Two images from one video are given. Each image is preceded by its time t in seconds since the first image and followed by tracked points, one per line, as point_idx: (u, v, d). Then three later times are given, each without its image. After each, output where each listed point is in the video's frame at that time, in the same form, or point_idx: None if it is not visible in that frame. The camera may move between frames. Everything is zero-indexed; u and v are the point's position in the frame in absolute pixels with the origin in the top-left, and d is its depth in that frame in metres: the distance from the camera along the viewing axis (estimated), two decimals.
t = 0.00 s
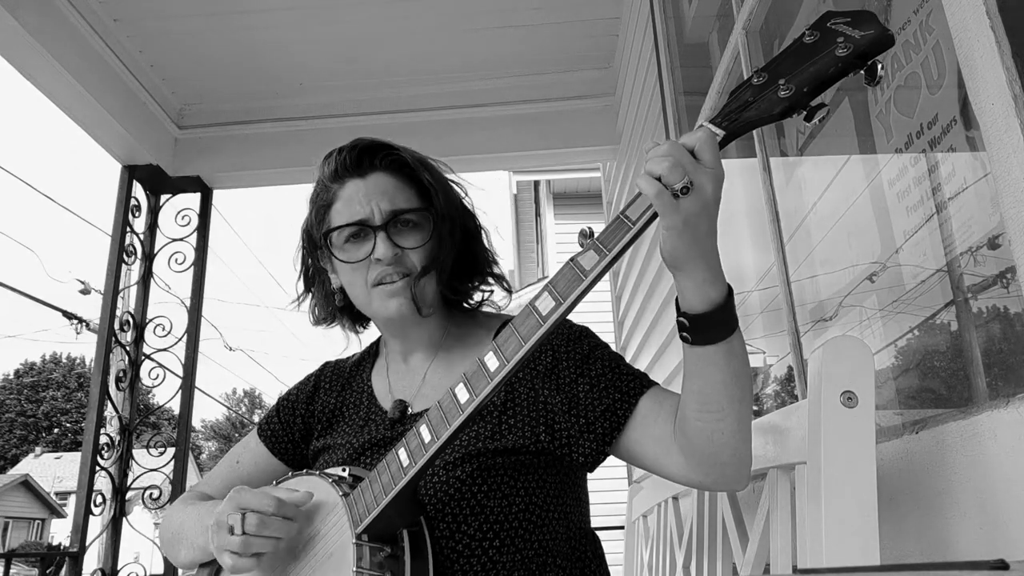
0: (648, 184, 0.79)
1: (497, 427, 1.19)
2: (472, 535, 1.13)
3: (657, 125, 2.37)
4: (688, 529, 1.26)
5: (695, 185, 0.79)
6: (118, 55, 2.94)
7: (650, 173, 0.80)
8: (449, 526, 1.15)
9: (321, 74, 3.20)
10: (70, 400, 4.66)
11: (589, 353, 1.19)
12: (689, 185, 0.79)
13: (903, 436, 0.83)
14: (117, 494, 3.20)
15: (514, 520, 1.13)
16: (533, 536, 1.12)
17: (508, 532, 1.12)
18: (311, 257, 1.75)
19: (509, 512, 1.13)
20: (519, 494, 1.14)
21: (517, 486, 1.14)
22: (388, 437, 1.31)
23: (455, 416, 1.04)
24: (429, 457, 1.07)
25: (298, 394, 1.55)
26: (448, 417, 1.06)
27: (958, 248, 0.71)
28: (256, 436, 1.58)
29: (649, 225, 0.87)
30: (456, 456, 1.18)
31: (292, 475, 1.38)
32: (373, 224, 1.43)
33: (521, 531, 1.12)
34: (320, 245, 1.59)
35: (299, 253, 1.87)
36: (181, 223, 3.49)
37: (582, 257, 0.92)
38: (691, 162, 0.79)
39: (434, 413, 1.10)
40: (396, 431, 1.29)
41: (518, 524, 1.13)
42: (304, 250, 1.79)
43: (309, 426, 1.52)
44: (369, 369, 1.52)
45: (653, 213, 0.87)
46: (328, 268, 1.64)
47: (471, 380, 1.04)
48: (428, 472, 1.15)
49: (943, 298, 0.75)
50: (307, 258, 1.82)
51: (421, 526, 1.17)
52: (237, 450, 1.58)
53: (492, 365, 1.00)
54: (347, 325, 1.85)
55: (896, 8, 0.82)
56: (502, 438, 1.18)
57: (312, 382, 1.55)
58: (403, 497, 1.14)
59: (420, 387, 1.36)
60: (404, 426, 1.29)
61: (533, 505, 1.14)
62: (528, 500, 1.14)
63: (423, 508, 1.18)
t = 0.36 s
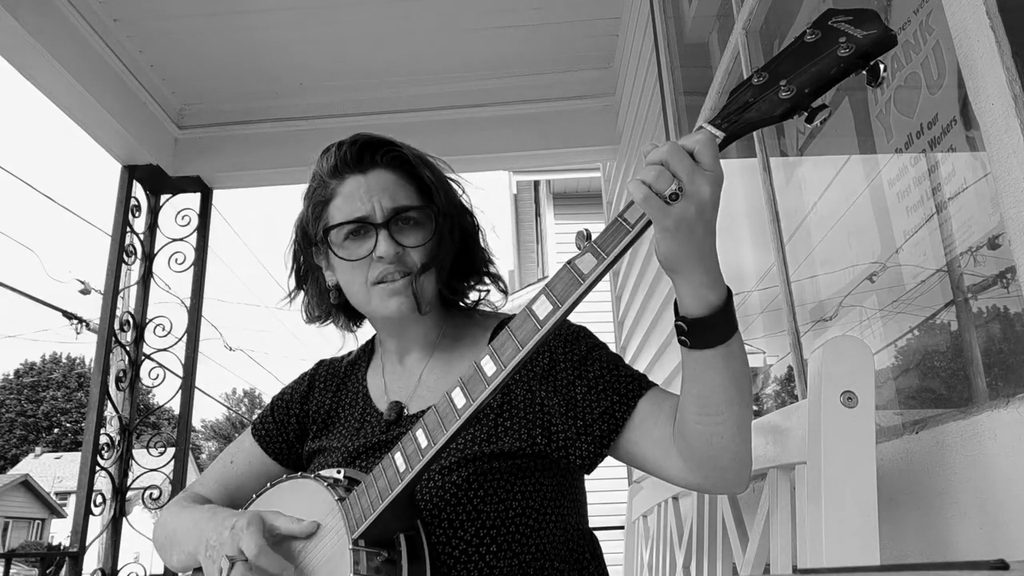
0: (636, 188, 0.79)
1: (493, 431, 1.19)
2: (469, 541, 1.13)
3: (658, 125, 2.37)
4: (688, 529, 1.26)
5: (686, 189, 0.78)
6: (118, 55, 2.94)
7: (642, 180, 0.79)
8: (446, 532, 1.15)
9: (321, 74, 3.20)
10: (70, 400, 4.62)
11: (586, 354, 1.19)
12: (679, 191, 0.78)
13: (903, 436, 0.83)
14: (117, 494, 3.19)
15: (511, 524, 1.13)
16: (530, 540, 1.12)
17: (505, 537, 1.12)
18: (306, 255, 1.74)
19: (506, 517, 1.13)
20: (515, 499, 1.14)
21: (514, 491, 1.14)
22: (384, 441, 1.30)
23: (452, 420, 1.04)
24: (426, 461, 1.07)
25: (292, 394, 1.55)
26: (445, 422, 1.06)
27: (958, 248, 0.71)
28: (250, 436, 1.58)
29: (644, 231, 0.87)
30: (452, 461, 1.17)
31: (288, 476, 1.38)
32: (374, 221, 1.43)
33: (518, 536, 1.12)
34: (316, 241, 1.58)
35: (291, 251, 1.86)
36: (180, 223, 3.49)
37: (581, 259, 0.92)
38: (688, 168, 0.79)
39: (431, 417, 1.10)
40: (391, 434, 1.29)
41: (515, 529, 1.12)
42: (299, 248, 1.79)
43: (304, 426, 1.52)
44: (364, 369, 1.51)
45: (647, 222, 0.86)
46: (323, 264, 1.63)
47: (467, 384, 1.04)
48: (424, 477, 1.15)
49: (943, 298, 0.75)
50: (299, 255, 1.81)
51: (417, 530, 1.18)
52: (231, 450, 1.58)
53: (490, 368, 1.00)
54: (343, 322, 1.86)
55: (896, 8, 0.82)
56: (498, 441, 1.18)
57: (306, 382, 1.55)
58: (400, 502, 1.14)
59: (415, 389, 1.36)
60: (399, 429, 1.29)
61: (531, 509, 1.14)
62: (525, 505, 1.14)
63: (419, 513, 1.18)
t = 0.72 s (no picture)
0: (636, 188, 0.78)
1: (495, 428, 1.19)
2: (473, 537, 1.13)
3: (658, 124, 2.37)
4: (688, 529, 1.26)
5: (683, 189, 0.79)
6: (118, 55, 2.94)
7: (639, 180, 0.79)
8: (450, 528, 1.15)
9: (321, 74, 3.20)
10: (70, 401, 4.66)
11: (586, 352, 1.19)
12: (677, 189, 0.78)
13: (903, 436, 0.83)
14: (117, 494, 3.19)
15: (514, 520, 1.13)
16: (533, 536, 1.12)
17: (509, 533, 1.12)
18: (316, 252, 1.74)
19: (510, 512, 1.13)
20: (518, 495, 1.14)
21: (517, 487, 1.14)
22: (386, 444, 1.30)
23: (454, 418, 1.04)
24: (429, 458, 1.07)
25: (300, 399, 1.55)
26: (448, 419, 1.06)
27: (958, 248, 0.71)
28: (257, 441, 1.58)
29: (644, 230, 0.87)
30: (455, 459, 1.17)
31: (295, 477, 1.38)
32: (397, 208, 1.46)
33: (521, 531, 1.12)
34: (330, 234, 1.59)
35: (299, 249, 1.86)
36: (180, 223, 3.49)
37: (581, 258, 0.92)
38: (685, 168, 0.79)
39: (434, 416, 1.09)
40: (394, 434, 1.29)
41: (517, 525, 1.12)
42: (308, 245, 1.79)
43: (312, 430, 1.52)
44: (370, 372, 1.52)
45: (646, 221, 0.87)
46: (332, 256, 1.63)
47: (469, 381, 1.04)
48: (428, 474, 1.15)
49: (943, 298, 0.75)
50: (308, 253, 1.82)
51: (420, 529, 1.18)
52: (240, 455, 1.58)
53: (492, 366, 1.00)
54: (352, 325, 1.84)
55: (896, 8, 0.82)
56: (500, 438, 1.18)
57: (313, 387, 1.55)
58: (402, 500, 1.14)
59: (420, 387, 1.36)
60: (404, 427, 1.29)
61: (533, 505, 1.14)
62: (528, 501, 1.14)
63: (424, 510, 1.18)
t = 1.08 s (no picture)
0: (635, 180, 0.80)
1: (496, 421, 1.20)
2: (476, 526, 1.13)
3: (658, 124, 2.37)
4: (688, 529, 1.26)
5: (680, 181, 0.79)
6: (118, 55, 2.94)
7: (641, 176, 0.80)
8: (453, 518, 1.15)
9: (321, 74, 3.20)
10: (70, 400, 4.60)
11: (584, 350, 1.20)
12: (672, 182, 0.80)
13: (903, 436, 0.83)
14: (117, 494, 3.19)
15: (516, 511, 1.13)
16: (535, 527, 1.12)
17: (511, 522, 1.12)
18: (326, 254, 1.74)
19: (512, 502, 1.13)
20: (520, 485, 1.14)
21: (518, 478, 1.15)
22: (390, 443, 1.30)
23: (456, 410, 1.04)
24: (431, 451, 1.07)
25: (306, 403, 1.55)
26: (450, 412, 1.06)
27: (958, 248, 0.71)
28: (262, 445, 1.58)
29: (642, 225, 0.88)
30: (457, 451, 1.18)
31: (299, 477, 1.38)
32: (406, 206, 1.47)
33: (523, 522, 1.12)
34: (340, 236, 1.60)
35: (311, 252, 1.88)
36: (181, 223, 3.49)
37: (581, 253, 0.92)
38: (678, 163, 0.80)
39: (436, 409, 1.10)
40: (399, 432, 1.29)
41: (519, 515, 1.13)
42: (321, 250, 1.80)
43: (317, 433, 1.52)
44: (374, 374, 1.52)
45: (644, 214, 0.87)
46: (342, 258, 1.65)
47: (472, 375, 1.04)
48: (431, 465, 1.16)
49: (943, 299, 0.75)
50: (319, 256, 1.83)
51: (424, 522, 1.17)
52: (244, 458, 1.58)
53: (492, 360, 1.00)
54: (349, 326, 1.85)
55: (896, 8, 0.82)
56: (502, 432, 1.18)
57: (319, 390, 1.55)
58: (405, 493, 1.13)
59: (424, 384, 1.36)
60: (406, 423, 1.29)
61: (535, 496, 1.14)
62: (529, 492, 1.14)
63: (426, 501, 1.18)
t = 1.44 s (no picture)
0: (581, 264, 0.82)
1: (496, 423, 1.19)
2: (473, 528, 1.13)
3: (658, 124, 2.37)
4: (688, 529, 1.26)
5: (627, 247, 0.77)
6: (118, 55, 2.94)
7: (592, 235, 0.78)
8: (451, 519, 1.15)
9: (321, 75, 3.20)
10: (70, 401, 4.52)
11: (586, 355, 1.19)
12: (621, 247, 0.78)
13: (903, 436, 0.83)
14: (117, 495, 3.19)
15: (514, 512, 1.13)
16: (534, 529, 1.12)
17: (510, 524, 1.12)
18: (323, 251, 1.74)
19: (510, 504, 1.13)
20: (518, 488, 1.14)
21: (516, 480, 1.15)
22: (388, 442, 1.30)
23: (447, 408, 1.04)
24: (423, 450, 1.07)
25: (302, 399, 1.54)
26: (441, 410, 1.06)
27: (958, 248, 0.71)
28: (260, 442, 1.58)
29: (593, 257, 0.88)
30: (455, 453, 1.18)
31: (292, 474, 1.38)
32: (405, 204, 1.47)
33: (522, 523, 1.12)
34: (338, 234, 1.60)
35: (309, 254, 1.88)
36: (180, 223, 3.49)
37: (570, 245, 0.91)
38: (619, 217, 0.77)
39: (427, 407, 1.09)
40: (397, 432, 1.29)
41: (518, 517, 1.13)
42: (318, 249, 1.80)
43: (313, 430, 1.52)
44: (372, 371, 1.52)
45: (593, 247, 0.87)
46: (338, 255, 1.63)
47: (461, 373, 1.04)
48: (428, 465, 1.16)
49: (942, 298, 0.75)
50: (315, 255, 1.83)
51: (418, 522, 1.17)
52: (241, 455, 1.58)
53: (483, 357, 1.00)
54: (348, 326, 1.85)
55: (896, 8, 0.82)
56: (501, 435, 1.18)
57: (316, 387, 1.54)
58: (397, 492, 1.14)
59: (421, 383, 1.37)
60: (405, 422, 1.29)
61: (533, 498, 1.14)
62: (527, 494, 1.14)
63: (423, 501, 1.18)
